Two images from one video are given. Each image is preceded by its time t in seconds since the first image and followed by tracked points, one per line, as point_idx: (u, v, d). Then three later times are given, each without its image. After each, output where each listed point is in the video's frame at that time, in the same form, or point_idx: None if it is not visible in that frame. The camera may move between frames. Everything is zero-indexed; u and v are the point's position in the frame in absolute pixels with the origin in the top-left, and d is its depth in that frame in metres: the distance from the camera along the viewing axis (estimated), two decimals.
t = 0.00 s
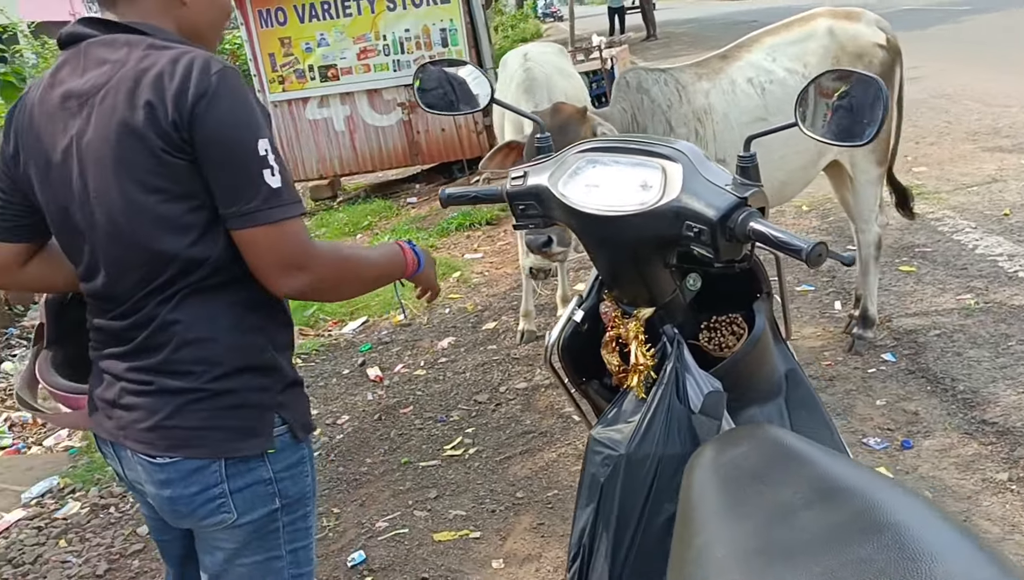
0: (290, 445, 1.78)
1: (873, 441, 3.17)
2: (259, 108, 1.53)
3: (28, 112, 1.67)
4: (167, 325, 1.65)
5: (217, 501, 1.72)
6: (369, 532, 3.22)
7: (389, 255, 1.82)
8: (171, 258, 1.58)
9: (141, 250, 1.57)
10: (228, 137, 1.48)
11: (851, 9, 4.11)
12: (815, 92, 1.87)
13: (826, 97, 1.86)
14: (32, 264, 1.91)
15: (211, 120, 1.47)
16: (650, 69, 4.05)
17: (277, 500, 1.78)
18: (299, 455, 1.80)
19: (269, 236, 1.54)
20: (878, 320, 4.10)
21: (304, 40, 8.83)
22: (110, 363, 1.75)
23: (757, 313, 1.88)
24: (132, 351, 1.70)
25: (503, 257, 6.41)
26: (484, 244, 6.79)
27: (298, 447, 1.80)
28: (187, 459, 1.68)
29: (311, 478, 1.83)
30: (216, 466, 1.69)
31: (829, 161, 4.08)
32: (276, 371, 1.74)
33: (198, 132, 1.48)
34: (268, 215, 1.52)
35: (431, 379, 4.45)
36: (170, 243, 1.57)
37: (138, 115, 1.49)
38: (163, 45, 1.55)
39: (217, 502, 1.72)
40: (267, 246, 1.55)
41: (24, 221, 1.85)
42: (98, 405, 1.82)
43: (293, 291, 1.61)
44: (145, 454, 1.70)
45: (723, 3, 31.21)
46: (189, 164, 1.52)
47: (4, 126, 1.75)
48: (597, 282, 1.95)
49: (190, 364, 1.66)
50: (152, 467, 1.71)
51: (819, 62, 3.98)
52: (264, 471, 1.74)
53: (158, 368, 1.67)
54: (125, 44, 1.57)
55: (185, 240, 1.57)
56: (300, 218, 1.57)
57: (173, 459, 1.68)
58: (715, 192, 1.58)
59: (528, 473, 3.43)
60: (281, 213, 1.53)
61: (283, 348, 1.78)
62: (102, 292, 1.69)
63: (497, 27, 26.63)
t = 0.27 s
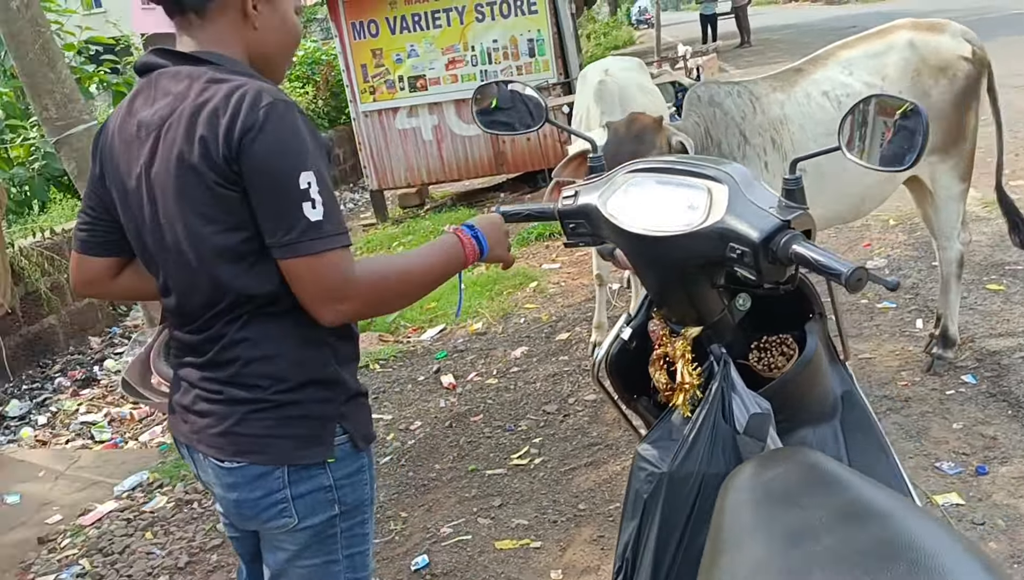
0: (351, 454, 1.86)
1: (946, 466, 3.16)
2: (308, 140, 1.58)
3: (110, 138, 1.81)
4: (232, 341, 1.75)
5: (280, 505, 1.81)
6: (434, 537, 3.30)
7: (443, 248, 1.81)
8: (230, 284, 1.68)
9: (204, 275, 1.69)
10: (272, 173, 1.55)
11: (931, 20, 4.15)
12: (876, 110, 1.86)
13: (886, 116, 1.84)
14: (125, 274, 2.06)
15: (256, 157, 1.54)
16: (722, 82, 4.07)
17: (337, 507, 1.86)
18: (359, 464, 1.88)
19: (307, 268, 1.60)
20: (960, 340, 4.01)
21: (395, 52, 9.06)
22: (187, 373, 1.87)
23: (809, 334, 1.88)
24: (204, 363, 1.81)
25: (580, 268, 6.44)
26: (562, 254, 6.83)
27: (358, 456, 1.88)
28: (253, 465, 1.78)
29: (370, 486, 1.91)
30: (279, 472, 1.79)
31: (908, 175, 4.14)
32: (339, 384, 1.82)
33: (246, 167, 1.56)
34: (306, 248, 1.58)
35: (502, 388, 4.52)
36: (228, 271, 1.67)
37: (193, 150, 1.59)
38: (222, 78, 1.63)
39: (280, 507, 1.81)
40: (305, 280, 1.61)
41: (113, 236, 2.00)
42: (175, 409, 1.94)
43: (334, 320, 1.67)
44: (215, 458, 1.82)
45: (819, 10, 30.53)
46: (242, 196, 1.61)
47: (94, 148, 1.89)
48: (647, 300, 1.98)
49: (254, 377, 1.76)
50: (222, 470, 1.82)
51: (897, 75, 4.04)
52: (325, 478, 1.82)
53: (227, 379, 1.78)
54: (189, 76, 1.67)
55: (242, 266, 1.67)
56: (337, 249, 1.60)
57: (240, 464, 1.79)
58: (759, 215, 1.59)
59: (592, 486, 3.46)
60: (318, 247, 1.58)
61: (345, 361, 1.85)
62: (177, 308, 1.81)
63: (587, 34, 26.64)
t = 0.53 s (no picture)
0: (385, 460, 1.91)
1: (999, 483, 3.11)
2: (336, 158, 1.64)
3: (158, 158, 1.91)
4: (274, 352, 1.83)
5: (314, 508, 1.86)
6: (478, 543, 3.34)
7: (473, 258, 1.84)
8: (269, 298, 1.75)
9: (244, 289, 1.76)
10: (301, 191, 1.61)
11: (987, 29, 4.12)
12: (914, 123, 1.89)
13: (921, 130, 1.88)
14: (177, 285, 2.15)
15: (286, 176, 1.61)
16: (770, 91, 4.05)
17: (370, 511, 1.90)
18: (392, 470, 1.92)
19: (338, 282, 1.65)
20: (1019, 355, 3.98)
21: (451, 61, 9.15)
22: (231, 378, 1.95)
23: (845, 349, 1.88)
24: (245, 371, 1.89)
25: (631, 277, 6.43)
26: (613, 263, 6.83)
27: (391, 463, 1.92)
28: (290, 467, 1.84)
29: (403, 492, 1.94)
30: (315, 476, 1.84)
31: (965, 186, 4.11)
32: (372, 394, 1.87)
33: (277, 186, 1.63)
34: (336, 262, 1.64)
35: (549, 397, 4.54)
36: (266, 285, 1.74)
37: (229, 170, 1.67)
38: (257, 101, 1.71)
39: (314, 509, 1.86)
40: (338, 294, 1.66)
41: (165, 250, 2.09)
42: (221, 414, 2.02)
43: (368, 331, 1.71)
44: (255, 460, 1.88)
45: (883, 13, 29.91)
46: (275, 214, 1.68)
47: (145, 169, 1.99)
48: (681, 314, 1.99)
49: (294, 387, 1.82)
50: (261, 472, 1.89)
51: (952, 83, 3.98)
52: (359, 483, 1.87)
53: (269, 388, 1.85)
54: (228, 99, 1.75)
55: (282, 281, 1.74)
56: (366, 262, 1.65)
57: (277, 466, 1.85)
58: (790, 231, 1.60)
59: (636, 496, 3.46)
60: (347, 260, 1.64)
61: (378, 369, 1.90)
62: (222, 318, 1.88)
63: (645, 41, 26.54)
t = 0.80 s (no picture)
0: (398, 462, 1.93)
1: None
2: (333, 164, 1.67)
3: (184, 172, 2.00)
4: (289, 356, 1.87)
5: (327, 506, 1.89)
6: (498, 550, 3.36)
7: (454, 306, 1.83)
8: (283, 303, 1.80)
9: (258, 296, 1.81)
10: (294, 195, 1.64)
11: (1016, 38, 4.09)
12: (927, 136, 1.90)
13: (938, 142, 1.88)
14: (212, 293, 2.24)
15: (283, 183, 1.65)
16: (797, 101, 4.03)
17: (382, 512, 1.92)
18: (405, 473, 1.95)
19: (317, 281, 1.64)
20: None
21: (480, 70, 9.20)
22: (254, 379, 2.01)
23: (861, 363, 1.89)
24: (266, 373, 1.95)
25: (657, 286, 6.43)
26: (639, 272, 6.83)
27: (403, 466, 1.95)
28: (303, 466, 1.88)
29: (415, 496, 1.96)
30: (328, 475, 1.88)
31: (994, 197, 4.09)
32: (385, 398, 1.90)
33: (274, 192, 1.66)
34: (321, 264, 1.64)
35: (572, 406, 4.56)
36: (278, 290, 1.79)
37: (236, 179, 1.73)
38: (265, 113, 1.76)
39: (327, 508, 1.90)
40: (312, 293, 1.65)
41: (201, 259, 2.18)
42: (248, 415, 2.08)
43: (328, 336, 1.68)
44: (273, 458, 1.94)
45: (918, 20, 29.61)
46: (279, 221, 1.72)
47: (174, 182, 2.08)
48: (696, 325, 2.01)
49: (310, 390, 1.87)
50: (278, 471, 1.94)
51: (981, 93, 3.96)
52: (370, 484, 1.90)
53: (286, 391, 1.90)
54: (240, 113, 1.81)
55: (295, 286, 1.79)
56: (345, 266, 1.65)
57: (292, 464, 1.90)
58: (802, 244, 1.61)
59: (657, 505, 3.47)
60: (332, 261, 1.64)
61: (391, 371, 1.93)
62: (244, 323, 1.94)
63: (677, 48, 26.46)
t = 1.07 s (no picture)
0: (401, 448, 1.91)
1: (1007, 506, 3.09)
2: (298, 165, 1.67)
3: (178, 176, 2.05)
4: (267, 357, 1.87)
5: (340, 504, 1.88)
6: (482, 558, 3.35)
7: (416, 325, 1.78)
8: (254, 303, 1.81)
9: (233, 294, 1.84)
10: (255, 199, 1.64)
11: (1002, 48, 4.11)
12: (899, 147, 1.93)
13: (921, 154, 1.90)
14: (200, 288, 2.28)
15: (248, 188, 1.65)
16: (784, 109, 4.04)
17: (400, 497, 1.91)
18: (411, 455, 1.93)
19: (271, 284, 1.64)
20: None
21: (472, 77, 9.20)
22: (243, 388, 2.00)
23: (842, 370, 1.89)
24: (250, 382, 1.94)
25: (645, 294, 6.43)
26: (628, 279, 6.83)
27: (408, 449, 1.93)
28: (306, 470, 1.87)
29: (431, 471, 1.94)
30: (333, 474, 1.87)
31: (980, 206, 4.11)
32: (368, 387, 1.89)
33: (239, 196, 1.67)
34: (275, 268, 1.63)
35: (559, 413, 4.55)
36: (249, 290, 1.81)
37: (212, 181, 1.76)
38: (242, 115, 1.77)
39: (340, 505, 1.88)
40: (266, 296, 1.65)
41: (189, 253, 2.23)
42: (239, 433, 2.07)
43: (279, 340, 1.68)
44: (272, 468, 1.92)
45: (908, 30, 29.79)
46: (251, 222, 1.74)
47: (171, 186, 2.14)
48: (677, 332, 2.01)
49: (291, 390, 1.86)
50: (281, 480, 1.93)
51: (967, 103, 3.97)
52: (378, 474, 1.89)
53: (268, 391, 1.89)
54: (221, 114, 1.82)
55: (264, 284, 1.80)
56: (299, 270, 1.64)
57: (296, 471, 1.88)
58: (782, 251, 1.60)
59: (641, 513, 3.46)
60: (287, 264, 1.63)
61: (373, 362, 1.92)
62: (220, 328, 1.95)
63: (669, 56, 26.52)
